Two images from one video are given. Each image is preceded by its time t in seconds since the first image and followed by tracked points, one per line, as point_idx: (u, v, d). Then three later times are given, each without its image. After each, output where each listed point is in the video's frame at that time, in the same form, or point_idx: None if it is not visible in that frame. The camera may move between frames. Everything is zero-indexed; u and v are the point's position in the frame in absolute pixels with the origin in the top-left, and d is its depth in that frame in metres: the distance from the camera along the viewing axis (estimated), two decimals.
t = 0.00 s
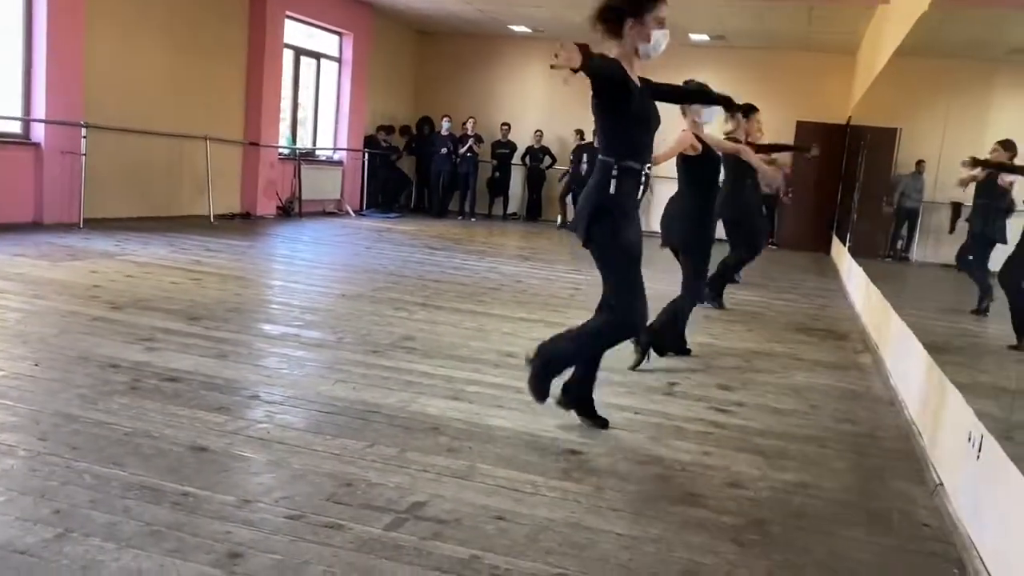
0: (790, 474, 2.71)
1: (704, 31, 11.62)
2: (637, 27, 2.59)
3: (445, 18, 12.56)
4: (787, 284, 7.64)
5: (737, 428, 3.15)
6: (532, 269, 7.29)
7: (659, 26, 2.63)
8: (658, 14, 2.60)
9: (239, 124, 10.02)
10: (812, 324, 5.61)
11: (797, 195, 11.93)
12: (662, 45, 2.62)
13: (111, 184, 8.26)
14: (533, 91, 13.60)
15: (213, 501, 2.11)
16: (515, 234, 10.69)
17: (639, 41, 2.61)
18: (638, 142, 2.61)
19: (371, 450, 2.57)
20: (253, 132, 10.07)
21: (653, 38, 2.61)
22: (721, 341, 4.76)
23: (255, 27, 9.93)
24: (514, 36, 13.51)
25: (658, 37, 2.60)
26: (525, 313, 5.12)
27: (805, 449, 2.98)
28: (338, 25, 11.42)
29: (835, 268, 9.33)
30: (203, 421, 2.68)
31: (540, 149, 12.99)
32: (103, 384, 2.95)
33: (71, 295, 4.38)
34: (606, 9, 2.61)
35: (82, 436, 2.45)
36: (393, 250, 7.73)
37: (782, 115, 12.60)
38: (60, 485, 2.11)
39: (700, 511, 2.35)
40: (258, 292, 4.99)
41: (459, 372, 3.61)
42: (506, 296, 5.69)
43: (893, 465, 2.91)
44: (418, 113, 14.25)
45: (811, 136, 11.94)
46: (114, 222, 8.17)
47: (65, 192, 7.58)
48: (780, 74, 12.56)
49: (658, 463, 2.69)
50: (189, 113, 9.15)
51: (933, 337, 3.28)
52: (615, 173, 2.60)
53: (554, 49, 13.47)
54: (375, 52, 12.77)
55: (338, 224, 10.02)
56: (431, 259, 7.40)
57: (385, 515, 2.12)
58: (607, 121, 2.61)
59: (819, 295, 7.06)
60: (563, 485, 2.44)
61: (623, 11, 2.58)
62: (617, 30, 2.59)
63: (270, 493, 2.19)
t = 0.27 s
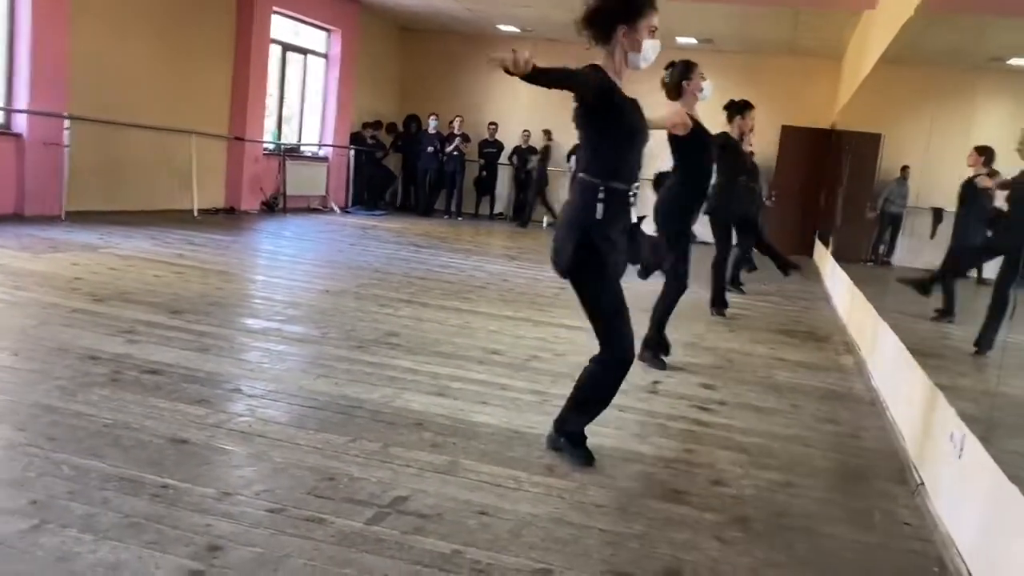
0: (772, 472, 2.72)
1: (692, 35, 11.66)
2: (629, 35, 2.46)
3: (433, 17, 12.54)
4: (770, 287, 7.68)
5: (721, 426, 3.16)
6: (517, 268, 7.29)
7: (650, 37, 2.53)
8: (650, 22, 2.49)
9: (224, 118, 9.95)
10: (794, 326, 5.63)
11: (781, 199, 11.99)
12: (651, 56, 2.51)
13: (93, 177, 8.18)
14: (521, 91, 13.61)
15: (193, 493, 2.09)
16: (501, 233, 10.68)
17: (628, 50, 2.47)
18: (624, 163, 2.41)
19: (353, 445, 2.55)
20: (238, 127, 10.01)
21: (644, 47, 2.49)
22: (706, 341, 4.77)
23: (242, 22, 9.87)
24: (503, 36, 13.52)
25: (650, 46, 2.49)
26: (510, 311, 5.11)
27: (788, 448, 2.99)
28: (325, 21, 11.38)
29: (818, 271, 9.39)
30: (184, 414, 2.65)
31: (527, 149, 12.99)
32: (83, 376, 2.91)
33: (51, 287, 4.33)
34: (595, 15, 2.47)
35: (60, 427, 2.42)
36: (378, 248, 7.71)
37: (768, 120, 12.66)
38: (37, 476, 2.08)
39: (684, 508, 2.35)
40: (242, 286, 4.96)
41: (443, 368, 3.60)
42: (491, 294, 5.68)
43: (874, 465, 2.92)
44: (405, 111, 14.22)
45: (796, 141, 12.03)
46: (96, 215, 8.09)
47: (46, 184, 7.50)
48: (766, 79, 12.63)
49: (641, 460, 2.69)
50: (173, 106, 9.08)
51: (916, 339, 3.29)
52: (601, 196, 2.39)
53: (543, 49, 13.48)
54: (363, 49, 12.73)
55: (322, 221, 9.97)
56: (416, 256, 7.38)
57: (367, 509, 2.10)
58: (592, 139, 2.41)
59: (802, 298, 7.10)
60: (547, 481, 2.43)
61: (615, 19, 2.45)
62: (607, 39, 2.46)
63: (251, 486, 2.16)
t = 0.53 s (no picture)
0: (744, 479, 2.74)
1: (667, 44, 11.75)
2: (583, 31, 2.19)
3: (409, 24, 12.54)
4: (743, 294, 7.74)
5: (693, 433, 3.18)
6: (493, 275, 7.30)
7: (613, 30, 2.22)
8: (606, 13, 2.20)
9: (198, 124, 9.88)
10: (767, 333, 5.68)
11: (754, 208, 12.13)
12: (611, 50, 2.19)
13: (65, 182, 8.09)
14: (497, 99, 13.64)
15: (164, 501, 2.07)
16: (477, 241, 10.69)
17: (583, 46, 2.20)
18: (581, 176, 2.14)
19: (326, 453, 2.55)
20: (212, 133, 9.95)
21: (601, 41, 2.19)
22: (680, 348, 4.81)
23: (216, 27, 9.81)
24: (479, 44, 13.54)
25: (606, 39, 2.19)
26: (486, 318, 5.11)
27: (759, 455, 3.02)
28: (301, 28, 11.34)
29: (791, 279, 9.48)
30: (155, 422, 2.63)
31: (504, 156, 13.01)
32: (53, 383, 2.88)
33: (21, 294, 4.27)
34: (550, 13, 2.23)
35: (29, 436, 2.39)
36: (353, 254, 7.69)
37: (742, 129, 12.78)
38: (5, 486, 2.05)
39: (656, 515, 2.36)
40: (215, 293, 4.92)
41: (417, 375, 3.60)
42: (467, 301, 5.68)
43: (845, 471, 2.95)
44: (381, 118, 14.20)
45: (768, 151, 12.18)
46: (67, 221, 8.00)
47: (16, 189, 7.41)
48: (740, 89, 12.75)
49: (615, 467, 2.70)
50: (147, 112, 9.00)
51: (886, 347, 3.33)
52: (553, 208, 2.13)
53: (519, 57, 13.53)
54: (339, 56, 12.70)
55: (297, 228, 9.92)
56: (391, 263, 7.37)
57: (340, 518, 2.10)
58: (548, 154, 2.15)
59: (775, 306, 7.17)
60: (521, 488, 2.44)
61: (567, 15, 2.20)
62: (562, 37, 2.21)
63: (223, 494, 2.15)
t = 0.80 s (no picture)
0: (721, 487, 2.77)
1: (637, 54, 11.85)
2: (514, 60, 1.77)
3: (381, 37, 12.55)
4: (717, 301, 7.81)
5: (670, 442, 3.21)
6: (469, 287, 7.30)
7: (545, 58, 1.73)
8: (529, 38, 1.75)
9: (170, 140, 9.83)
10: (742, 340, 5.73)
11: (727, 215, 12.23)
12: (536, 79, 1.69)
13: (35, 202, 8.01)
14: (470, 111, 13.68)
15: (141, 526, 2.06)
16: (453, 253, 10.69)
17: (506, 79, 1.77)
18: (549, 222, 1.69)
19: (305, 473, 2.54)
20: (184, 149, 9.89)
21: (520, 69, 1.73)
22: (656, 357, 4.84)
23: (186, 43, 9.77)
24: (451, 56, 13.58)
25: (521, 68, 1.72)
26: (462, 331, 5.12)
27: (735, 462, 3.05)
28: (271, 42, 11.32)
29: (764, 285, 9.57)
30: (131, 445, 2.62)
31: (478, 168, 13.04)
32: (25, 409, 2.85)
33: None
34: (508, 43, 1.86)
35: (2, 463, 2.36)
36: (329, 269, 7.67)
37: (713, 137, 12.91)
38: None
39: (634, 526, 2.38)
40: (189, 312, 4.89)
41: (395, 391, 3.60)
42: (443, 314, 5.69)
43: (819, 477, 2.99)
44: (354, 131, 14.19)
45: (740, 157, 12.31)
46: (37, 241, 7.92)
47: None
48: (710, 97, 12.88)
49: (593, 479, 2.72)
50: (117, 129, 8.94)
51: (857, 352, 3.38)
52: (528, 272, 1.65)
53: (491, 69, 13.58)
54: (310, 70, 12.68)
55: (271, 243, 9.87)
56: (367, 277, 7.36)
57: (320, 538, 2.10)
58: (507, 208, 1.67)
59: (749, 312, 7.24)
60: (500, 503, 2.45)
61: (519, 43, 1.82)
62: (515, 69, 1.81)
63: (200, 517, 2.14)
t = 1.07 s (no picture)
0: (684, 482, 2.80)
1: (592, 53, 11.90)
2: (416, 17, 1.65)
3: (335, 39, 12.46)
4: (677, 296, 7.88)
5: (633, 438, 3.23)
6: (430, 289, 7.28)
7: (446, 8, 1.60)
8: None
9: (122, 148, 9.66)
10: (702, 334, 5.79)
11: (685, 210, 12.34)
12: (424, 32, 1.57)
13: None
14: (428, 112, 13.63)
15: (99, 544, 2.03)
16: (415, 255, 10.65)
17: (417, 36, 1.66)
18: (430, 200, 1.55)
19: (267, 483, 2.52)
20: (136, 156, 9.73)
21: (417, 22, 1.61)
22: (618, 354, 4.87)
23: (135, 49, 9.61)
24: (406, 57, 13.52)
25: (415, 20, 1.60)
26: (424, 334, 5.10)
27: (698, 456, 3.08)
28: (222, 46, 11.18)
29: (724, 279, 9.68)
30: (87, 461, 2.57)
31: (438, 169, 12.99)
32: None
33: None
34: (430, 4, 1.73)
35: None
36: (288, 275, 7.60)
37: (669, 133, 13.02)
38: None
39: (599, 523, 2.40)
40: (145, 323, 4.80)
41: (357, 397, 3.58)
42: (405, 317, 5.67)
43: (780, 467, 3.04)
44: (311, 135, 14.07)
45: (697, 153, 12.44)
46: None
47: None
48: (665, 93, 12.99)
49: (558, 478, 2.73)
50: (66, 138, 8.76)
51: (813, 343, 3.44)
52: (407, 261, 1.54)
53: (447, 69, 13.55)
54: (264, 74, 12.54)
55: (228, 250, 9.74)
56: (327, 282, 7.30)
57: (283, 549, 2.08)
58: (389, 183, 1.57)
59: (708, 306, 7.31)
60: (465, 506, 2.45)
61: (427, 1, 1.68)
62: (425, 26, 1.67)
63: (161, 532, 2.11)
